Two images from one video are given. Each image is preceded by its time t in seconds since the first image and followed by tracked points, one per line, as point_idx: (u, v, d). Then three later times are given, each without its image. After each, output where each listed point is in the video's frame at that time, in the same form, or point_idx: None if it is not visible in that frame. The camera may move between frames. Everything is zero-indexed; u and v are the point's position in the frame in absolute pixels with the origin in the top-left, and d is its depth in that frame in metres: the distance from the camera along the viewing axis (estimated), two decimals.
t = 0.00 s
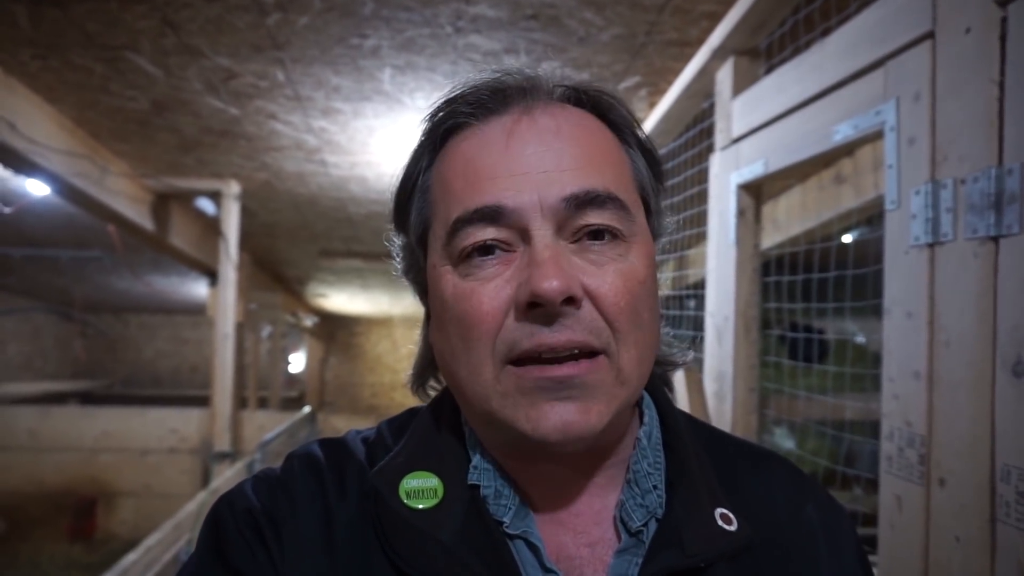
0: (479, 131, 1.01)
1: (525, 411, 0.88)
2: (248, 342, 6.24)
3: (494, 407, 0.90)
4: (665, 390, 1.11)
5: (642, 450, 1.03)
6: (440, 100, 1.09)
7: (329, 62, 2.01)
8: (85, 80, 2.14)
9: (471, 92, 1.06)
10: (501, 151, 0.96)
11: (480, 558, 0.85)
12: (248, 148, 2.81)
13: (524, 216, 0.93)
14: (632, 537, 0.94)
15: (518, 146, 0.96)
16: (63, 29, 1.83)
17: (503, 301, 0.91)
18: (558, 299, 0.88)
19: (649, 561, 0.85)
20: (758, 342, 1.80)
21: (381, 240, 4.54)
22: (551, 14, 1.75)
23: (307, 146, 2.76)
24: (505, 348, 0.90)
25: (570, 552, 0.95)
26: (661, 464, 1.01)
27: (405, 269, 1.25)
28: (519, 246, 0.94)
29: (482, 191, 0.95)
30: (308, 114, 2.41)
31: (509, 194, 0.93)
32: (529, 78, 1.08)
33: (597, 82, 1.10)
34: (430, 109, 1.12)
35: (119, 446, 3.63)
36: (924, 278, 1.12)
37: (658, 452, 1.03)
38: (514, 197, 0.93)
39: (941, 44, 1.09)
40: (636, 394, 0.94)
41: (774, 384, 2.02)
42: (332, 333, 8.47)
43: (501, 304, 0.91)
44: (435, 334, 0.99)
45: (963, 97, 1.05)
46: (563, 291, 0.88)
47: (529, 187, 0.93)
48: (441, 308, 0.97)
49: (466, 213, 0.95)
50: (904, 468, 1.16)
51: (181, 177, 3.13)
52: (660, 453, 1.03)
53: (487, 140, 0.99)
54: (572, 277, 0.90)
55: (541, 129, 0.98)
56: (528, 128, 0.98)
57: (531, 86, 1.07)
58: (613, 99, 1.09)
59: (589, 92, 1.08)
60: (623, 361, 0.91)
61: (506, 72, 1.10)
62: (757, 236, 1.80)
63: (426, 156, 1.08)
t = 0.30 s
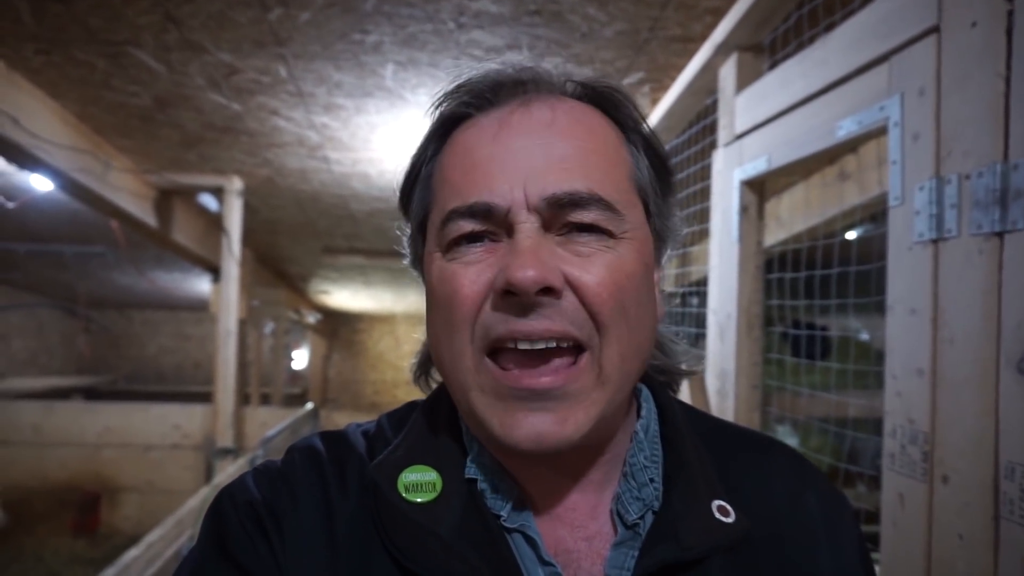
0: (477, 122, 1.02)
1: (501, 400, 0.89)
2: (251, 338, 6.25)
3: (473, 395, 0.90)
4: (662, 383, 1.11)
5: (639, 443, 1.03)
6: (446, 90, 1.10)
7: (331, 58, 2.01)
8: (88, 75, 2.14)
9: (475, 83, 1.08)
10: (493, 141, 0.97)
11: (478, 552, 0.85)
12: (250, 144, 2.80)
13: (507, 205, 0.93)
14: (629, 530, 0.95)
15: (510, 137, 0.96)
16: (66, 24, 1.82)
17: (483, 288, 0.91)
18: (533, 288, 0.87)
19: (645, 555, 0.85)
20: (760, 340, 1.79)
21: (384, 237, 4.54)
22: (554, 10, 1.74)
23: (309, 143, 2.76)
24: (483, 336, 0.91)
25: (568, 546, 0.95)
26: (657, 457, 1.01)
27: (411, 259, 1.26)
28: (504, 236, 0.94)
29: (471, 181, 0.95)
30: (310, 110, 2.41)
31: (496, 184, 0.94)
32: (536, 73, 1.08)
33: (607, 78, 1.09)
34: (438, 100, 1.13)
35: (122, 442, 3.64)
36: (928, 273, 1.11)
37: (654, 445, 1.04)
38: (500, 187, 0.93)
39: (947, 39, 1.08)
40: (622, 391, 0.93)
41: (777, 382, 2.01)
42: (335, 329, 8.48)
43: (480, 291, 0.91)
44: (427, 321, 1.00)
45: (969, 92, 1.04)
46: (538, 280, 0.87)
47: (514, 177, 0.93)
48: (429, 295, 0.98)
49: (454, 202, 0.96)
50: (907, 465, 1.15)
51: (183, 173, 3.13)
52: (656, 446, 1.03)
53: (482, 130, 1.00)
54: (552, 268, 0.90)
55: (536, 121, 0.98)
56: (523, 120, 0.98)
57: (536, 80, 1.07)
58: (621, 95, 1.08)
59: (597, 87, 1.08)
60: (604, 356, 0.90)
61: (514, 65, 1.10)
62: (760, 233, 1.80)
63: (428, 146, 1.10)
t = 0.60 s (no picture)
0: (470, 122, 1.01)
1: (499, 403, 0.88)
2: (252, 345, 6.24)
3: (471, 399, 0.89)
4: (661, 386, 1.11)
5: (638, 446, 1.02)
6: (437, 89, 1.10)
7: (327, 63, 2.01)
8: (86, 83, 2.15)
9: (467, 82, 1.07)
10: (488, 142, 0.96)
11: (473, 556, 0.84)
12: (249, 150, 2.81)
13: (504, 206, 0.92)
14: (628, 534, 0.94)
15: (505, 138, 0.96)
16: (63, 32, 1.83)
17: (481, 292, 0.91)
18: (532, 292, 0.87)
19: (644, 559, 0.84)
20: (761, 340, 1.78)
21: (384, 242, 4.54)
22: (550, 12, 1.74)
23: (307, 148, 2.76)
24: (480, 340, 0.89)
25: (565, 549, 0.94)
26: (657, 461, 1.01)
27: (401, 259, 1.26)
28: (501, 238, 0.94)
29: (466, 182, 0.95)
30: (308, 115, 2.41)
31: (491, 185, 0.93)
32: (529, 72, 1.07)
33: (599, 76, 1.09)
34: (428, 99, 1.13)
35: (123, 449, 3.64)
36: (926, 271, 1.11)
37: (654, 448, 1.03)
38: (496, 189, 0.93)
39: (942, 36, 1.08)
40: (621, 393, 0.92)
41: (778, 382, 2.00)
42: (336, 335, 8.49)
43: (478, 296, 0.91)
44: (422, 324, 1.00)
45: (965, 89, 1.03)
46: (537, 284, 0.87)
47: (511, 179, 0.93)
48: (424, 298, 0.98)
49: (449, 204, 0.96)
50: (908, 465, 1.15)
51: (183, 180, 3.13)
52: (655, 449, 1.03)
53: (476, 131, 0.99)
54: (551, 271, 0.89)
55: (531, 120, 0.97)
56: (518, 120, 0.98)
57: (528, 78, 1.06)
58: (615, 94, 1.08)
59: (589, 86, 1.07)
60: (603, 359, 0.89)
61: (506, 63, 1.10)
62: (758, 233, 1.79)
63: (420, 146, 1.09)
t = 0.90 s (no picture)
0: (483, 108, 1.01)
1: (493, 390, 0.87)
2: (253, 337, 6.25)
3: (468, 386, 0.89)
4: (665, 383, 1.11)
5: (642, 440, 1.02)
6: (454, 74, 1.10)
7: (327, 54, 2.00)
8: (85, 75, 2.14)
9: (483, 69, 1.07)
10: (498, 128, 0.96)
11: (475, 550, 0.85)
12: (249, 142, 2.80)
13: (509, 192, 0.92)
14: (631, 528, 0.94)
15: (515, 125, 0.96)
16: (62, 23, 1.82)
17: (482, 278, 0.91)
18: (530, 279, 0.86)
19: (648, 553, 0.84)
20: (762, 333, 1.78)
21: (385, 234, 4.53)
22: (550, 3, 1.73)
23: (307, 140, 2.75)
24: (479, 326, 0.89)
25: (567, 543, 0.94)
26: (660, 455, 1.01)
27: (411, 246, 1.26)
28: (505, 224, 0.93)
29: (474, 167, 0.95)
30: (308, 107, 2.40)
31: (498, 171, 0.93)
32: (547, 62, 1.07)
33: (616, 68, 1.08)
34: (445, 83, 1.12)
35: (124, 442, 3.63)
36: (930, 264, 1.10)
37: (658, 442, 1.03)
38: (501, 175, 0.93)
39: (946, 26, 1.07)
40: (619, 386, 0.91)
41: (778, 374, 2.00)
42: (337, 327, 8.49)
43: (479, 281, 0.91)
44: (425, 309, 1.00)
45: (969, 79, 1.03)
46: (535, 271, 0.87)
47: (517, 165, 0.93)
48: (428, 281, 0.98)
49: (456, 187, 0.96)
50: (910, 457, 1.15)
51: (183, 173, 3.13)
52: (659, 444, 1.03)
53: (487, 117, 0.99)
54: (551, 260, 0.89)
55: (543, 109, 0.97)
56: (529, 108, 0.98)
57: (545, 69, 1.06)
58: (631, 87, 1.07)
59: (606, 79, 1.06)
60: (599, 351, 0.89)
61: (524, 52, 1.09)
62: (760, 225, 1.79)
63: (433, 130, 1.09)
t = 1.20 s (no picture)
0: (480, 108, 1.01)
1: (493, 391, 0.88)
2: (253, 339, 6.25)
3: (469, 385, 0.89)
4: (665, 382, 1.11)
5: (641, 438, 1.02)
6: (452, 73, 1.10)
7: (328, 55, 2.00)
8: (85, 75, 2.14)
9: (480, 67, 1.07)
10: (496, 127, 0.96)
11: (474, 549, 0.85)
12: (249, 143, 2.80)
13: (508, 191, 0.92)
14: (630, 527, 0.94)
15: (513, 124, 0.96)
16: (62, 24, 1.82)
17: (480, 277, 0.91)
18: (529, 279, 0.86)
19: (648, 551, 0.84)
20: (763, 333, 1.78)
21: (385, 235, 4.53)
22: (550, 4, 1.73)
23: (307, 141, 2.75)
24: (478, 325, 0.89)
25: (566, 542, 0.94)
26: (660, 454, 1.01)
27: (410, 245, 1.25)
28: (504, 224, 0.93)
29: (472, 166, 0.95)
30: (308, 108, 2.41)
31: (496, 170, 0.93)
32: (545, 60, 1.07)
33: (614, 66, 1.08)
34: (442, 83, 1.12)
35: (125, 443, 3.63)
36: (931, 263, 1.10)
37: (658, 441, 1.03)
38: (500, 174, 0.93)
39: (947, 25, 1.07)
40: (617, 385, 0.91)
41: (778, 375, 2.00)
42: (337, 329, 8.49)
43: (477, 281, 0.91)
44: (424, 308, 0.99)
45: (970, 78, 1.02)
46: (535, 271, 0.86)
47: (516, 164, 0.93)
48: (427, 281, 0.98)
49: (454, 187, 0.95)
50: (911, 457, 1.14)
51: (183, 174, 3.13)
52: (659, 443, 1.03)
53: (485, 116, 0.99)
54: (550, 259, 0.89)
55: (541, 108, 0.97)
56: (527, 106, 0.98)
57: (543, 67, 1.06)
58: (628, 85, 1.07)
59: (604, 77, 1.06)
60: (598, 350, 0.89)
61: (522, 51, 1.09)
62: (760, 225, 1.79)
63: (431, 130, 1.09)
